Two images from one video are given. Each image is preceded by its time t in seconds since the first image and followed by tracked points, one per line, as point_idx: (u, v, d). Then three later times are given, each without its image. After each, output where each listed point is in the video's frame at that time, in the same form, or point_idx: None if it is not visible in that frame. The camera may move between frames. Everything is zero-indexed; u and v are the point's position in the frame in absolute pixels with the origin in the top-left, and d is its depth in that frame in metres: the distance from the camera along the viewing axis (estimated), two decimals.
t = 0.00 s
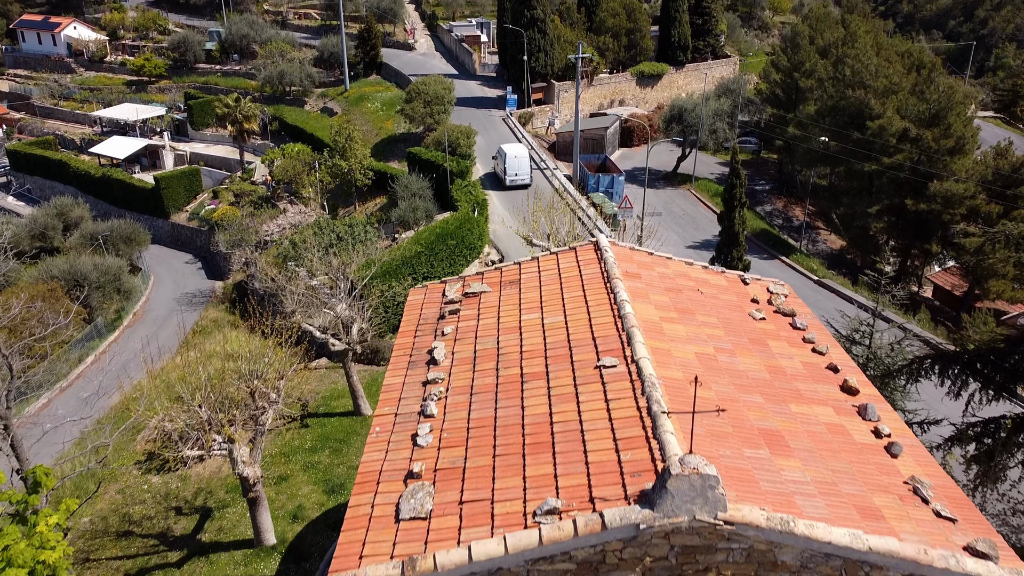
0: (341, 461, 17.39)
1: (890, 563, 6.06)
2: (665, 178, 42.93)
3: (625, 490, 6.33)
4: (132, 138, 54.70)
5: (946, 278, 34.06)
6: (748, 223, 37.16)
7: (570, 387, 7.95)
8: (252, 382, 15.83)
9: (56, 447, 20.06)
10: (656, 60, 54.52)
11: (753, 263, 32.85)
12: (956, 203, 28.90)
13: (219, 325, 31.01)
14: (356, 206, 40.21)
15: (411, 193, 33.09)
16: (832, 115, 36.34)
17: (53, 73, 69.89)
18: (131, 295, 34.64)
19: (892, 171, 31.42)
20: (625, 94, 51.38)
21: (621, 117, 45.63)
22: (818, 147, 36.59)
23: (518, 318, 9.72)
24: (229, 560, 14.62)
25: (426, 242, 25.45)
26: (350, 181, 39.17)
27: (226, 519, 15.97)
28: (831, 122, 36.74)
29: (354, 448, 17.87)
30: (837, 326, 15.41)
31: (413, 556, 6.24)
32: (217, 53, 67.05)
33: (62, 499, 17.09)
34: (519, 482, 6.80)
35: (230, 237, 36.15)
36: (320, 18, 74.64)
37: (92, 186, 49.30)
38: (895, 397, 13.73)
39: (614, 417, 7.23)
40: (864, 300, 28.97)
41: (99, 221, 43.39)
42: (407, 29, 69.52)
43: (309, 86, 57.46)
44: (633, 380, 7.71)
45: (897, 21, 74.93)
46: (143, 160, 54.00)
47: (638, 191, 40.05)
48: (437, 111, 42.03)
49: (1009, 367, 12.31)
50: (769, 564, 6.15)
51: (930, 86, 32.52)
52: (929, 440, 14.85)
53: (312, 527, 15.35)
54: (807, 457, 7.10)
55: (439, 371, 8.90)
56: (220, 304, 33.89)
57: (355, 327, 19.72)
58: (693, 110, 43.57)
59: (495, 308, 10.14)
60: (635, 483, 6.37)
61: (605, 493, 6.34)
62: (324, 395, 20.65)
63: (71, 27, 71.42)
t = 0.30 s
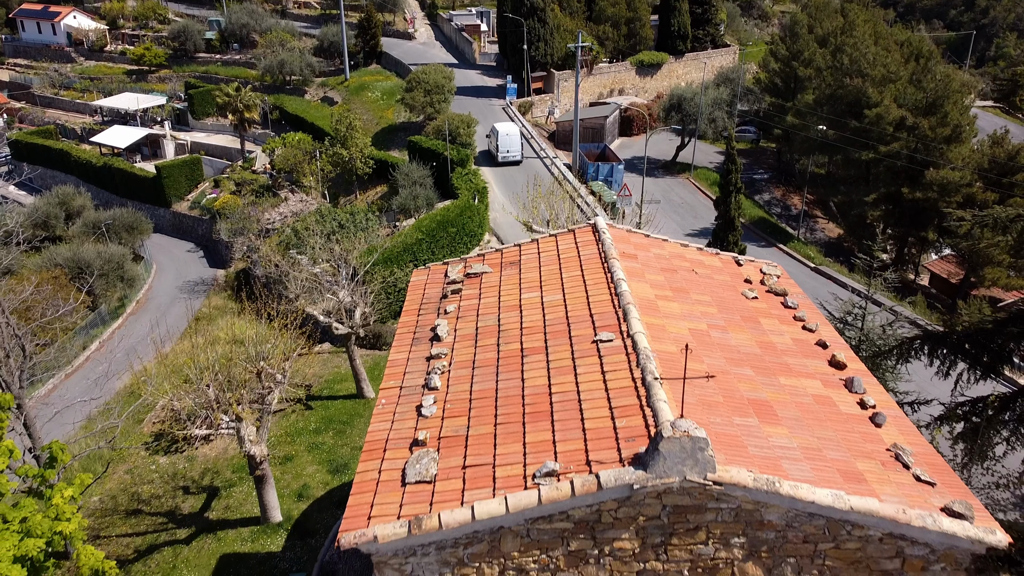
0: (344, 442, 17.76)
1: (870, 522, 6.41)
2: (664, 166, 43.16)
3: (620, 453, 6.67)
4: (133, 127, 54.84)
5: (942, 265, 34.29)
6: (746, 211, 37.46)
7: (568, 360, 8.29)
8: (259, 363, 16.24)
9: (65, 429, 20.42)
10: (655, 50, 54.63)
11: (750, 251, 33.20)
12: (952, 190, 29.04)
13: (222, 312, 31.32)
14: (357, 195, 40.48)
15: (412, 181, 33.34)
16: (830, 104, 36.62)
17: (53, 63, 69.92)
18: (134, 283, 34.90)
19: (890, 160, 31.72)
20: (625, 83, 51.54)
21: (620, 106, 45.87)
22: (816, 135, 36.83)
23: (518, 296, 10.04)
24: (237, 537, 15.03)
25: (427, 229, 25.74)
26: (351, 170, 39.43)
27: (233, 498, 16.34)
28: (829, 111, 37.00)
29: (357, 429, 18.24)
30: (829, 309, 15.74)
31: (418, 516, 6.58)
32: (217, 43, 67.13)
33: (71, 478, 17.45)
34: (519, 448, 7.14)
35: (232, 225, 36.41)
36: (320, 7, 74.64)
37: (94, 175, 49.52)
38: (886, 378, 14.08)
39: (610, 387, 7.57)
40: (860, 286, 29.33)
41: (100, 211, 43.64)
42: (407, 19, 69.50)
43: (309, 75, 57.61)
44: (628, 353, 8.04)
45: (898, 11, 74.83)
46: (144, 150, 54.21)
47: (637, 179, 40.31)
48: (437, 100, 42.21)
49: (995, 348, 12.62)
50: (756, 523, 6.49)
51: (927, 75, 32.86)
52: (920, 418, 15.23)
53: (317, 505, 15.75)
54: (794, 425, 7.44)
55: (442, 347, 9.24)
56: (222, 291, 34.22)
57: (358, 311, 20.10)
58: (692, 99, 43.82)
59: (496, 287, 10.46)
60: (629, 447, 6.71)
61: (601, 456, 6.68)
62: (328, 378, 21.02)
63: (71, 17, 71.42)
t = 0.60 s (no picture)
0: (348, 425, 18.13)
1: (853, 486, 6.75)
2: (663, 157, 43.42)
3: (615, 422, 7.00)
4: (134, 119, 55.03)
5: (939, 255, 34.48)
6: (744, 202, 37.77)
7: (566, 336, 8.61)
8: (265, 346, 16.63)
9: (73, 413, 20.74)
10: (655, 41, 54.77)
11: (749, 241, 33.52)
12: (948, 179, 29.29)
13: (225, 301, 31.65)
14: (358, 185, 40.74)
15: (413, 171, 33.61)
16: (828, 94, 36.93)
17: (53, 54, 69.99)
18: (138, 273, 35.46)
19: (887, 150, 31.97)
20: (624, 74, 51.72)
21: (620, 97, 46.12)
22: (814, 126, 37.08)
23: (519, 277, 10.36)
24: (243, 516, 15.41)
25: (428, 218, 26.05)
26: (352, 161, 39.67)
27: (240, 479, 16.70)
28: (827, 101, 37.25)
29: (360, 413, 18.63)
30: (823, 294, 16.10)
31: (424, 480, 6.93)
32: (217, 34, 67.28)
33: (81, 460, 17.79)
34: (519, 418, 7.48)
35: (234, 216, 36.68)
36: None
37: (95, 166, 49.75)
38: (876, 360, 14.47)
39: (606, 361, 7.91)
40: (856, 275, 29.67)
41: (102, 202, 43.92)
42: (407, 10, 69.55)
43: (309, 67, 57.77)
44: (624, 329, 8.36)
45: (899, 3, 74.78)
46: (145, 141, 54.49)
47: (636, 170, 40.60)
48: (437, 91, 42.36)
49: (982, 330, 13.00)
50: (744, 487, 6.83)
51: (924, 66, 33.21)
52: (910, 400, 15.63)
53: (322, 486, 16.12)
54: (783, 397, 7.78)
55: (445, 325, 9.57)
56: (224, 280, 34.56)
57: (361, 298, 20.50)
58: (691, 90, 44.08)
59: (497, 269, 10.78)
60: (624, 415, 7.04)
61: (597, 424, 7.02)
62: (330, 363, 21.38)
63: (71, 8, 71.49)
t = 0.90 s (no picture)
0: (351, 410, 18.50)
1: (837, 453, 7.10)
2: (662, 149, 43.68)
3: (611, 392, 7.35)
4: (135, 111, 55.24)
5: (936, 246, 34.54)
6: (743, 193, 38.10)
7: (565, 314, 8.95)
8: (271, 330, 17.02)
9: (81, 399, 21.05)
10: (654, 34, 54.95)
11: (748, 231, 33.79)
12: (945, 170, 29.47)
13: (228, 291, 31.93)
14: (359, 177, 41.00)
15: (414, 162, 33.91)
16: (825, 86, 37.36)
17: (54, 47, 70.12)
18: (140, 264, 35.55)
19: (884, 141, 32.17)
20: (624, 67, 51.93)
21: (620, 89, 46.40)
22: (812, 118, 37.40)
23: (519, 260, 10.69)
24: (250, 497, 15.79)
25: (429, 208, 26.37)
26: (353, 153, 39.91)
27: (246, 461, 17.06)
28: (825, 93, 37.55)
29: (363, 398, 19.00)
30: (817, 280, 16.50)
31: (429, 448, 7.28)
32: (217, 27, 67.52)
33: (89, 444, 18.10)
34: (520, 390, 7.82)
35: (236, 208, 36.89)
36: None
37: (97, 158, 50.02)
38: (868, 343, 14.86)
39: (604, 336, 8.24)
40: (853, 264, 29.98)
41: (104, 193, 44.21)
42: (407, 3, 69.68)
43: (310, 59, 57.98)
44: (621, 307, 8.69)
45: None
46: (146, 134, 54.74)
47: (635, 161, 40.89)
48: (437, 84, 42.53)
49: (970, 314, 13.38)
50: (733, 455, 7.17)
51: (920, 59, 33.73)
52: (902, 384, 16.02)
53: (326, 468, 16.50)
54: (772, 371, 8.13)
55: (448, 306, 9.91)
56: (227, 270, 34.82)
57: (364, 285, 20.88)
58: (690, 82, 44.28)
59: (498, 253, 11.12)
60: (620, 386, 7.39)
61: (594, 395, 7.36)
62: (333, 350, 21.73)
63: (71, 1, 71.64)
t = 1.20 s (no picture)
0: (354, 395, 18.87)
1: (823, 423, 7.44)
2: (661, 142, 43.93)
3: (608, 365, 7.69)
4: (136, 104, 55.44)
5: (933, 238, 34.62)
6: (741, 185, 38.43)
7: (564, 294, 9.29)
8: (277, 316, 17.43)
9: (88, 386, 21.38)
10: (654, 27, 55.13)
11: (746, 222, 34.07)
12: (941, 162, 29.64)
13: (230, 282, 32.21)
14: (360, 169, 41.28)
15: (414, 154, 34.22)
16: (823, 78, 37.62)
17: (54, 39, 70.28)
18: (143, 255, 36.55)
19: (881, 133, 32.49)
20: (624, 59, 52.12)
21: (619, 82, 46.65)
22: (809, 110, 37.71)
23: (520, 244, 11.01)
24: (256, 479, 16.15)
25: (431, 199, 26.70)
26: (354, 145, 40.17)
27: (252, 445, 17.43)
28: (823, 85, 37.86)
29: (366, 383, 19.38)
30: (811, 267, 16.83)
31: (434, 419, 7.62)
32: (217, 20, 67.72)
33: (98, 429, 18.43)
34: (521, 365, 8.16)
35: (238, 199, 37.08)
36: None
37: (99, 151, 50.34)
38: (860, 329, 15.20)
39: (601, 315, 8.58)
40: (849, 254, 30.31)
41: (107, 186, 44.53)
42: None
43: (310, 52, 58.19)
44: (618, 288, 9.02)
45: None
46: (148, 126, 54.98)
47: (634, 154, 41.22)
48: (437, 77, 42.76)
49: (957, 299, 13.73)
50: (724, 425, 7.52)
51: (917, 51, 33.94)
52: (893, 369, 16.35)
53: (331, 451, 16.89)
54: (762, 347, 8.48)
55: (450, 287, 10.25)
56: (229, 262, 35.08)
57: (367, 273, 21.26)
58: (689, 75, 44.61)
59: (499, 237, 11.44)
60: (616, 360, 7.73)
61: (592, 368, 7.71)
62: (336, 338, 22.08)
63: None
